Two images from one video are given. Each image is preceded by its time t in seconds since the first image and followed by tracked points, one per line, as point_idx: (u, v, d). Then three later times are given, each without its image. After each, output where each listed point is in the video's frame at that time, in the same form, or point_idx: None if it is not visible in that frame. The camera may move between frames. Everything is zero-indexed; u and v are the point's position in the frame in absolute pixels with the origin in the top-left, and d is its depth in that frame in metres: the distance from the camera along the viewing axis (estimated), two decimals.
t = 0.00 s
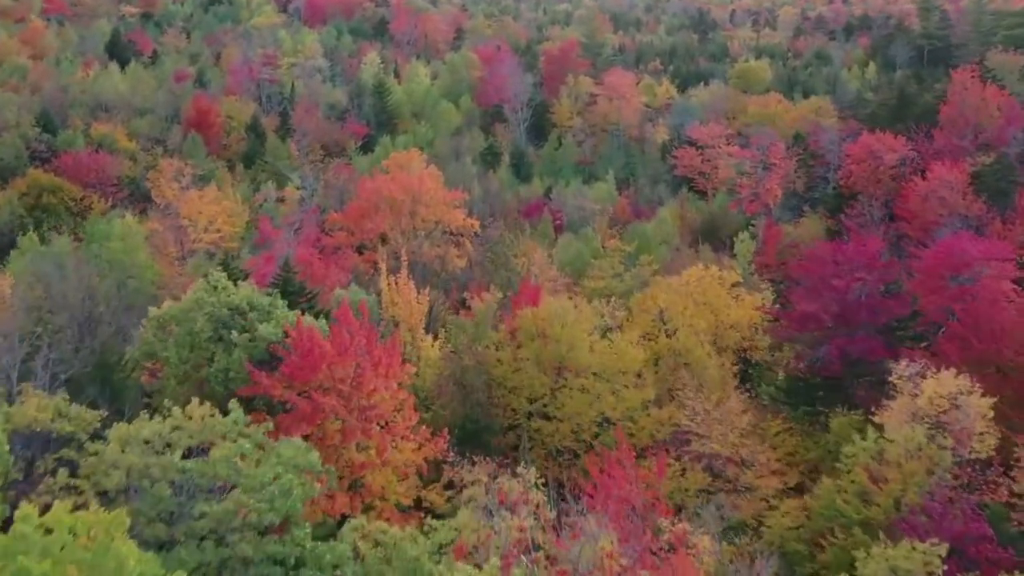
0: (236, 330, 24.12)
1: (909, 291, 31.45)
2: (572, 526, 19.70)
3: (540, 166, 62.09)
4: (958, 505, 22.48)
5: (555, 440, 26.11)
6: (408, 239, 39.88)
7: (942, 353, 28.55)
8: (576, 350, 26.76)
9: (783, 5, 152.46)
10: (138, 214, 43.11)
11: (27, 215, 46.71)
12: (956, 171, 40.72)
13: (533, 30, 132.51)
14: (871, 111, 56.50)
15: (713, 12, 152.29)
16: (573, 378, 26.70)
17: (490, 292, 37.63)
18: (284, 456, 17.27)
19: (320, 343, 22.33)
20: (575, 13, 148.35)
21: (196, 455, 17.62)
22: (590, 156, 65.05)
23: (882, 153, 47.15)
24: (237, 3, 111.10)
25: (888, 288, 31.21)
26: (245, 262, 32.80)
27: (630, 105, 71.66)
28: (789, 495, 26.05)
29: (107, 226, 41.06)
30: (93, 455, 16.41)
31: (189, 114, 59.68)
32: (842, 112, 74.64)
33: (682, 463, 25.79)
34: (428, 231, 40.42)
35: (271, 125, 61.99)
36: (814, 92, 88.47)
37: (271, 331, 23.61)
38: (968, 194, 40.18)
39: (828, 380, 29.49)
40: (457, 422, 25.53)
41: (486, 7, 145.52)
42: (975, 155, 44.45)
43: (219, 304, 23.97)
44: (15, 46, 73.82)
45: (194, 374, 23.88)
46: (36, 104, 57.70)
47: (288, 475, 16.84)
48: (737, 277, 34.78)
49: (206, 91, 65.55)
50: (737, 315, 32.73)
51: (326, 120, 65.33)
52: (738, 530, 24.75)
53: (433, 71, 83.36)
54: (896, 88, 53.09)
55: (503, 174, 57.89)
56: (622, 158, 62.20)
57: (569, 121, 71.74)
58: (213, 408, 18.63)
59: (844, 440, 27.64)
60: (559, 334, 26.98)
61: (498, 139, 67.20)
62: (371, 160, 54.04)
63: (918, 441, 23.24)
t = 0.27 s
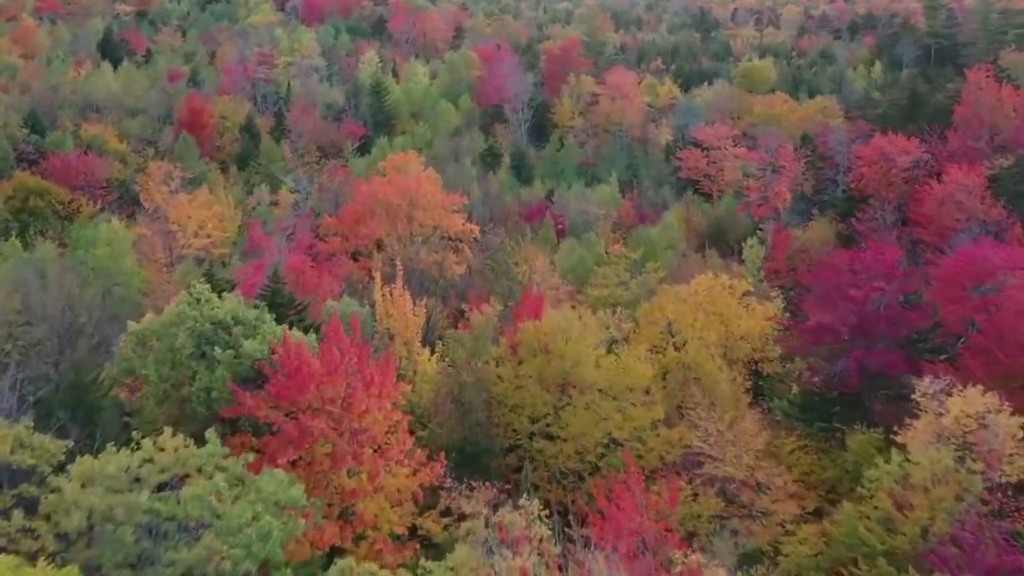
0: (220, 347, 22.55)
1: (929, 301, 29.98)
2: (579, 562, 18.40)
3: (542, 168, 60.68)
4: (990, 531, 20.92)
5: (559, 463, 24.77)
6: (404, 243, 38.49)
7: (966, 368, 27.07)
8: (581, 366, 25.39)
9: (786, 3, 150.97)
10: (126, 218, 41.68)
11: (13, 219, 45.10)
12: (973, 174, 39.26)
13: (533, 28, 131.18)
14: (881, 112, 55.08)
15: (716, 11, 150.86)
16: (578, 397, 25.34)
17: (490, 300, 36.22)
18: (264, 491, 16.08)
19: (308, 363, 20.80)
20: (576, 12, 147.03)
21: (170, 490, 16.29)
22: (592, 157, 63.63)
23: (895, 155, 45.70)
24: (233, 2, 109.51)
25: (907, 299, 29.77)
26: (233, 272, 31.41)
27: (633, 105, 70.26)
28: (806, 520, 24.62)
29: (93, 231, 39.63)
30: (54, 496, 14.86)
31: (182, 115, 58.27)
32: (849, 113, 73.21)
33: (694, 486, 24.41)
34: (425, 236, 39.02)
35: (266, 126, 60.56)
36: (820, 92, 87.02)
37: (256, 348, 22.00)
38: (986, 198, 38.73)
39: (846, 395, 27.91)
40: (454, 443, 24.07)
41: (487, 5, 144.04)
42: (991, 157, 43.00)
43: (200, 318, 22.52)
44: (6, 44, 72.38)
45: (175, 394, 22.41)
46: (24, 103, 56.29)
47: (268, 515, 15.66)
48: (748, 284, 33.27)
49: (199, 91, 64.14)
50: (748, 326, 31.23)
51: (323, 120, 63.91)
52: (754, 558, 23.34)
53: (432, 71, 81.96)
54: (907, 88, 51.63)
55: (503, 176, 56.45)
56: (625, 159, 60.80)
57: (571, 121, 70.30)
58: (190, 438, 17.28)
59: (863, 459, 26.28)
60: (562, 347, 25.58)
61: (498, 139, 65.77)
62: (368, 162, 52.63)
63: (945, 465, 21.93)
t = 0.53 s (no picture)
0: (199, 368, 21.02)
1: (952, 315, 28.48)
2: None
3: (543, 172, 59.24)
4: None
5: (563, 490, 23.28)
6: (402, 252, 36.86)
7: (994, 387, 25.55)
8: (586, 384, 23.82)
9: (789, 3, 149.54)
10: (112, 224, 40.25)
11: None
12: (992, 178, 37.78)
13: (534, 28, 129.86)
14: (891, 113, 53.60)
15: (717, 11, 149.60)
16: (583, 418, 23.82)
17: (490, 312, 34.79)
18: (240, 539, 14.57)
19: (292, 386, 19.18)
20: (576, 12, 145.76)
21: (135, 536, 14.73)
22: (595, 159, 62.18)
23: (908, 158, 44.17)
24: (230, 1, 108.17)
25: (929, 311, 28.25)
26: (219, 285, 30.07)
27: (636, 105, 68.74)
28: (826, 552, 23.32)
29: (77, 237, 38.21)
30: None
31: (173, 116, 56.82)
32: (856, 114, 71.74)
33: (707, 514, 22.85)
34: (422, 243, 37.62)
35: (259, 127, 59.16)
36: (825, 92, 85.55)
37: (237, 369, 20.43)
38: (1005, 204, 37.25)
39: (863, 414, 26.51)
40: (451, 472, 23.03)
41: (486, 5, 142.71)
42: (1009, 161, 41.52)
43: (179, 337, 21.02)
44: None
45: (151, 419, 20.87)
46: (11, 104, 54.86)
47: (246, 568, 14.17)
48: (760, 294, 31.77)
49: (192, 91, 62.72)
50: (760, 340, 29.63)
51: (319, 122, 62.48)
52: None
53: (430, 71, 80.53)
54: (919, 89, 50.17)
55: (503, 179, 55.02)
56: (629, 162, 59.37)
57: (572, 123, 68.84)
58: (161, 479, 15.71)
59: (883, 483, 25.08)
60: (566, 366, 24.11)
61: (498, 141, 64.34)
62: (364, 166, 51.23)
63: (979, 496, 20.67)
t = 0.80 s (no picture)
0: (176, 394, 19.56)
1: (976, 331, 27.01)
2: None
3: (544, 176, 57.84)
4: None
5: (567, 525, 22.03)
6: (397, 263, 35.22)
7: None
8: (588, 410, 22.53)
9: (792, 3, 148.07)
10: (98, 232, 38.89)
11: None
12: (1011, 185, 36.33)
13: (534, 28, 128.60)
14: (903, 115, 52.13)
15: (719, 10, 148.18)
16: (587, 444, 22.51)
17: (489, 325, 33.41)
18: None
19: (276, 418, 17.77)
20: (577, 12, 144.60)
21: None
22: (597, 163, 60.76)
23: (922, 162, 42.65)
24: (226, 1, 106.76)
25: (952, 326, 26.78)
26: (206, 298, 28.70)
27: (639, 106, 67.26)
28: None
29: (61, 245, 36.86)
30: None
31: (165, 117, 55.41)
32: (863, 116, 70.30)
33: (722, 546, 21.54)
34: (420, 251, 36.11)
35: (253, 129, 57.78)
36: (830, 93, 84.11)
37: (217, 397, 18.98)
38: None
39: (884, 437, 25.14)
40: (449, 505, 21.72)
41: (486, 4, 141.31)
42: None
43: (156, 360, 19.65)
44: None
45: (124, 448, 19.41)
46: None
47: None
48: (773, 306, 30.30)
49: (184, 92, 61.35)
50: (774, 356, 28.18)
51: (315, 124, 61.07)
52: None
53: (429, 74, 79.19)
54: (932, 91, 48.69)
55: (503, 184, 53.60)
56: (632, 166, 57.96)
57: (574, 124, 67.37)
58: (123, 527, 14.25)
59: (906, 510, 23.66)
60: (569, 388, 22.83)
61: (498, 144, 62.92)
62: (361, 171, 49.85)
63: (1017, 531, 19.26)
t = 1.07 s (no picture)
0: (150, 425, 18.19)
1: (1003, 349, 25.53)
2: None
3: (545, 182, 56.40)
4: None
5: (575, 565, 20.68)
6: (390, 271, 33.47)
7: None
8: (595, 443, 21.18)
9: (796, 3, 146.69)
10: (82, 240, 37.46)
11: None
12: None
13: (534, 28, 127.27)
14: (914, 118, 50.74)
15: (721, 11, 146.84)
16: (595, 475, 21.01)
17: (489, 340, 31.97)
18: None
19: (256, 457, 16.52)
20: (577, 12, 143.41)
21: None
22: (600, 167, 59.33)
23: (937, 168, 41.25)
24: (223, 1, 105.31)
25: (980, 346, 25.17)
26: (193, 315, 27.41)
27: (643, 107, 65.74)
28: None
29: (44, 254, 35.43)
30: None
31: (155, 120, 53.88)
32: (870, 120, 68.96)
33: None
34: (417, 261, 34.59)
35: (246, 133, 56.34)
36: (836, 95, 82.73)
37: (192, 428, 17.62)
38: None
39: (906, 463, 23.70)
40: (447, 547, 19.99)
41: (486, 4, 139.96)
42: None
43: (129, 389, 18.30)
44: None
45: (92, 485, 17.92)
46: None
47: None
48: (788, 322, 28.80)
49: (177, 94, 59.91)
50: (790, 373, 26.62)
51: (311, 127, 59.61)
52: None
53: (427, 75, 77.72)
54: (945, 93, 47.23)
55: (503, 190, 52.16)
56: (635, 170, 56.54)
57: (576, 126, 65.86)
58: None
59: (934, 544, 22.13)
60: (575, 417, 21.51)
61: (498, 147, 61.47)
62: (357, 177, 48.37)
63: None
